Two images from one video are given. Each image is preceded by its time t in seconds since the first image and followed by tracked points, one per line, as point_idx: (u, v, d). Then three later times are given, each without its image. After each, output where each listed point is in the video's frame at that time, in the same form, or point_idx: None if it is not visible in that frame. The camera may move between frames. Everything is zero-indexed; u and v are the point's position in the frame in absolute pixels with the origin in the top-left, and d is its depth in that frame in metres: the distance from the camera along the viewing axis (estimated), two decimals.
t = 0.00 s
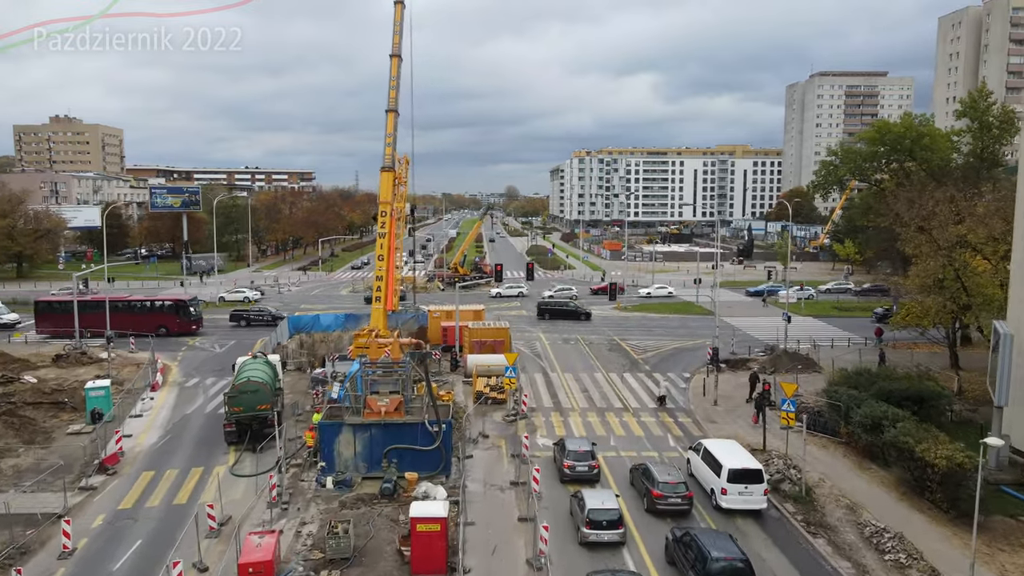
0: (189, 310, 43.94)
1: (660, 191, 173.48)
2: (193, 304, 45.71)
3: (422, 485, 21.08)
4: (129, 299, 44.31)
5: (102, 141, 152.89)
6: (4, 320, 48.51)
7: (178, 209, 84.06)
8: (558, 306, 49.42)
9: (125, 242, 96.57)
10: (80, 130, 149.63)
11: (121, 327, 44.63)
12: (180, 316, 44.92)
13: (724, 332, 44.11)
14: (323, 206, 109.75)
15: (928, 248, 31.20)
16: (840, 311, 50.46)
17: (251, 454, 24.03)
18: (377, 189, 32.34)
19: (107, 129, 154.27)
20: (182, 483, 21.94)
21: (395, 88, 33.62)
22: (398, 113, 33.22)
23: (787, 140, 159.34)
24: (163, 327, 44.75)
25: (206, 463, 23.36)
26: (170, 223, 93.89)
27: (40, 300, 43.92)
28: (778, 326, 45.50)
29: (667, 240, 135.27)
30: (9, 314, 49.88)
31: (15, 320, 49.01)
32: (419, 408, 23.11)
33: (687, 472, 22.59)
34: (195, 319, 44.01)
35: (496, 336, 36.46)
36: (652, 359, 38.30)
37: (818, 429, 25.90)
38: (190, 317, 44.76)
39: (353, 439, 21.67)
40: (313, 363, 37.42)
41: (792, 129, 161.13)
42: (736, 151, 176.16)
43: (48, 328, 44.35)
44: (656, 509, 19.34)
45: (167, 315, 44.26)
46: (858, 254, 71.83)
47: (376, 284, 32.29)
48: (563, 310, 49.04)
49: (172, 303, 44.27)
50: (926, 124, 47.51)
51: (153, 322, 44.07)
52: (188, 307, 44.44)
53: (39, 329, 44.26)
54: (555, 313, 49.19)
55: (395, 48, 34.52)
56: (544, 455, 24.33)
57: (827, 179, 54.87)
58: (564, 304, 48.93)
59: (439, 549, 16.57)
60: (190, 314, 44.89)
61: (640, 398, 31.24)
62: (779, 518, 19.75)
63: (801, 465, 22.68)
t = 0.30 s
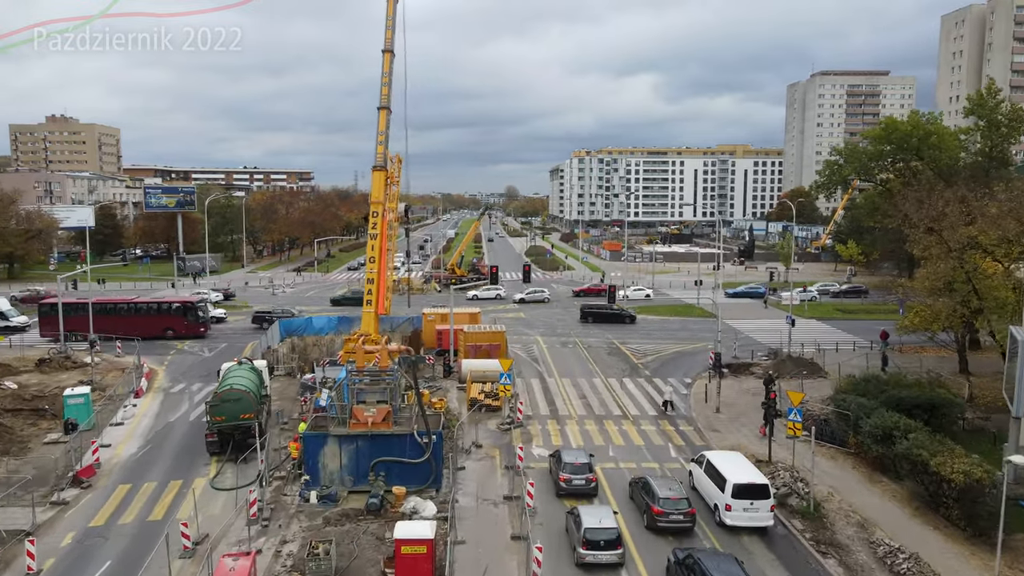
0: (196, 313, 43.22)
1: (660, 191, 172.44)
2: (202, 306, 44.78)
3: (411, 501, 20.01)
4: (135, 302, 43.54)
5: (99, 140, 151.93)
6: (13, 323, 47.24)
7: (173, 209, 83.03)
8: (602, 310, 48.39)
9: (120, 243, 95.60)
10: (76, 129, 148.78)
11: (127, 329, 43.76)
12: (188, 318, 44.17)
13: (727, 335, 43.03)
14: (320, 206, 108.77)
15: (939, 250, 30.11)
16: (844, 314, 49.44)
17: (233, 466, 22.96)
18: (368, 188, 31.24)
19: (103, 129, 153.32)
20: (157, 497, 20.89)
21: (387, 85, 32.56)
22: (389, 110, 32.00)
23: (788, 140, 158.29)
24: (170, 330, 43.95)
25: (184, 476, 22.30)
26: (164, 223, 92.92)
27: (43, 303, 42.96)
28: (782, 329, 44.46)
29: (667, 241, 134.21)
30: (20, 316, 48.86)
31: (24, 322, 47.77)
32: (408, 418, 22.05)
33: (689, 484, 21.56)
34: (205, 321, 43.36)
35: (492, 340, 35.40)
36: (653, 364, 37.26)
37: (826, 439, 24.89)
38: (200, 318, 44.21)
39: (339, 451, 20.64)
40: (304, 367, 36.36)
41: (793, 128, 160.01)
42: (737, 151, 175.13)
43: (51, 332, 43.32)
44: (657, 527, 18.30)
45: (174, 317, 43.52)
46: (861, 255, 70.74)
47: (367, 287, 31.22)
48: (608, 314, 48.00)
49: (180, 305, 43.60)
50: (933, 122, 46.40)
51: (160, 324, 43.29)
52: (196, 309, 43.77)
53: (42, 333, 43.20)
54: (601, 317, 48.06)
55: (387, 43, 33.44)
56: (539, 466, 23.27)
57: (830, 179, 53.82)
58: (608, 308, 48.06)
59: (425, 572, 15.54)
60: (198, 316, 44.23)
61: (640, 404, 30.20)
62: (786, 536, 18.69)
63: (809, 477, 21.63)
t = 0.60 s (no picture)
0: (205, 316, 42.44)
1: (661, 191, 171.43)
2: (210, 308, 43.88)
3: (399, 518, 18.93)
4: (142, 304, 42.58)
5: (95, 140, 150.87)
6: (24, 327, 46.25)
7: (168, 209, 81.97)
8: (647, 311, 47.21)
9: (114, 243, 94.54)
10: (72, 129, 147.76)
11: (133, 332, 42.82)
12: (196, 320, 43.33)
13: (730, 338, 41.95)
14: (317, 206, 107.73)
15: (950, 252, 29.04)
16: (848, 316, 48.39)
17: (214, 479, 21.87)
18: (359, 188, 30.19)
19: (100, 128, 152.24)
20: (132, 514, 19.85)
21: (379, 81, 31.52)
22: (381, 107, 30.92)
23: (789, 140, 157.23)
24: (177, 333, 43.07)
25: (162, 490, 21.26)
26: (159, 223, 91.88)
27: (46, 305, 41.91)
28: (786, 333, 43.38)
29: (667, 241, 133.15)
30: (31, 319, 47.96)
31: (35, 326, 46.77)
32: (397, 430, 20.98)
33: (693, 499, 20.49)
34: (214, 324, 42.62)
35: (488, 345, 34.32)
36: (653, 369, 36.21)
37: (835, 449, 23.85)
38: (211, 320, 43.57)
39: (324, 465, 19.58)
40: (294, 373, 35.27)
41: (794, 128, 158.99)
42: (738, 151, 174.11)
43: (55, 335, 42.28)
44: (659, 547, 17.24)
45: (183, 320, 42.65)
46: (864, 255, 69.73)
47: (357, 291, 30.14)
48: (655, 316, 46.82)
49: (188, 308, 42.79)
50: (941, 120, 45.33)
51: (168, 327, 42.42)
52: (205, 311, 42.93)
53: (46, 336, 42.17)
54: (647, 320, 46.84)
55: (379, 38, 32.39)
56: (535, 479, 22.20)
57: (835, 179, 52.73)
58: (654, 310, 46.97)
59: None
60: (207, 319, 43.41)
61: (640, 412, 29.14)
62: (796, 556, 17.63)
63: (818, 492, 20.59)
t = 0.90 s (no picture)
0: (214, 318, 41.56)
1: (661, 191, 170.35)
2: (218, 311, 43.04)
3: (386, 537, 17.82)
4: (149, 307, 41.66)
5: (92, 140, 149.96)
6: (34, 330, 44.49)
7: (163, 209, 80.95)
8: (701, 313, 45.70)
9: (108, 244, 93.57)
10: (69, 128, 146.92)
11: (140, 335, 41.96)
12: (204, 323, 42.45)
13: (733, 342, 40.88)
14: (314, 206, 106.75)
15: (964, 255, 27.92)
16: (853, 319, 47.35)
17: (192, 494, 20.75)
18: (350, 188, 29.06)
19: (97, 128, 151.42)
20: (104, 531, 18.79)
21: (371, 78, 30.40)
22: (373, 105, 29.82)
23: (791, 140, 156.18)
24: (185, 335, 42.22)
25: (138, 506, 20.19)
26: (154, 224, 90.87)
27: (52, 308, 41.02)
28: (790, 336, 42.36)
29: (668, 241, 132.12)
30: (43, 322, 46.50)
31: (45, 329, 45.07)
32: (384, 443, 19.88)
33: (697, 517, 19.41)
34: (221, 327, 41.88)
35: (483, 349, 33.22)
36: (655, 374, 35.12)
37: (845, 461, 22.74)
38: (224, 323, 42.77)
39: (306, 481, 18.49)
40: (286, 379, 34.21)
41: (795, 128, 157.79)
42: (739, 151, 173.11)
43: (62, 338, 41.53)
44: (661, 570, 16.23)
45: (191, 323, 41.81)
46: (868, 257, 68.68)
47: (348, 294, 29.01)
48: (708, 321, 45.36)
49: (196, 310, 41.99)
50: (951, 119, 44.44)
51: (176, 330, 41.56)
52: (213, 314, 42.09)
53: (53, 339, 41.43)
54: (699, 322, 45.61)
55: (371, 34, 31.28)
56: (530, 493, 21.13)
57: (840, 179, 51.64)
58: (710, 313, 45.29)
59: None
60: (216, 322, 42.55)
61: (641, 421, 28.04)
62: None
63: (830, 508, 19.52)
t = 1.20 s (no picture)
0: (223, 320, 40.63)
1: (661, 191, 169.24)
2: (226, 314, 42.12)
3: (372, 560, 16.68)
4: (156, 309, 40.62)
5: (89, 140, 148.84)
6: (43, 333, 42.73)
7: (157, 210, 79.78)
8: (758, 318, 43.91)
9: (102, 245, 92.43)
10: (65, 128, 145.76)
11: (146, 338, 40.88)
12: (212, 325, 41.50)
13: (736, 347, 39.75)
14: (311, 206, 105.65)
15: (979, 258, 26.79)
16: (858, 322, 46.28)
17: (169, 511, 19.64)
18: (341, 188, 27.92)
19: (94, 128, 150.31)
20: (74, 552, 17.69)
21: (363, 73, 29.23)
22: (364, 101, 28.68)
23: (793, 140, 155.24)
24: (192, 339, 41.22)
25: (111, 524, 19.12)
26: (148, 224, 89.76)
27: (56, 310, 39.84)
28: (794, 340, 41.26)
29: (668, 241, 131.07)
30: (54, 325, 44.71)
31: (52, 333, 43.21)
32: (371, 458, 18.77)
33: (703, 536, 18.32)
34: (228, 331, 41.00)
35: (479, 355, 32.08)
36: (656, 380, 33.98)
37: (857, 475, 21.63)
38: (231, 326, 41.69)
39: (287, 499, 17.39)
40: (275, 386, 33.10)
41: (797, 127, 156.59)
42: (740, 150, 172.12)
43: (66, 341, 40.33)
44: None
45: (199, 325, 40.84)
46: (872, 258, 67.67)
47: (339, 298, 27.89)
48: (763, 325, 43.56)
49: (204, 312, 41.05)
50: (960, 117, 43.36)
51: (184, 332, 40.54)
52: (222, 316, 41.18)
53: (56, 342, 40.23)
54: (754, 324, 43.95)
55: (363, 27, 30.10)
56: (526, 510, 20.01)
57: (845, 179, 50.51)
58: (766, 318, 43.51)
59: None
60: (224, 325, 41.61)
61: (643, 430, 26.92)
62: None
63: (843, 526, 18.41)
